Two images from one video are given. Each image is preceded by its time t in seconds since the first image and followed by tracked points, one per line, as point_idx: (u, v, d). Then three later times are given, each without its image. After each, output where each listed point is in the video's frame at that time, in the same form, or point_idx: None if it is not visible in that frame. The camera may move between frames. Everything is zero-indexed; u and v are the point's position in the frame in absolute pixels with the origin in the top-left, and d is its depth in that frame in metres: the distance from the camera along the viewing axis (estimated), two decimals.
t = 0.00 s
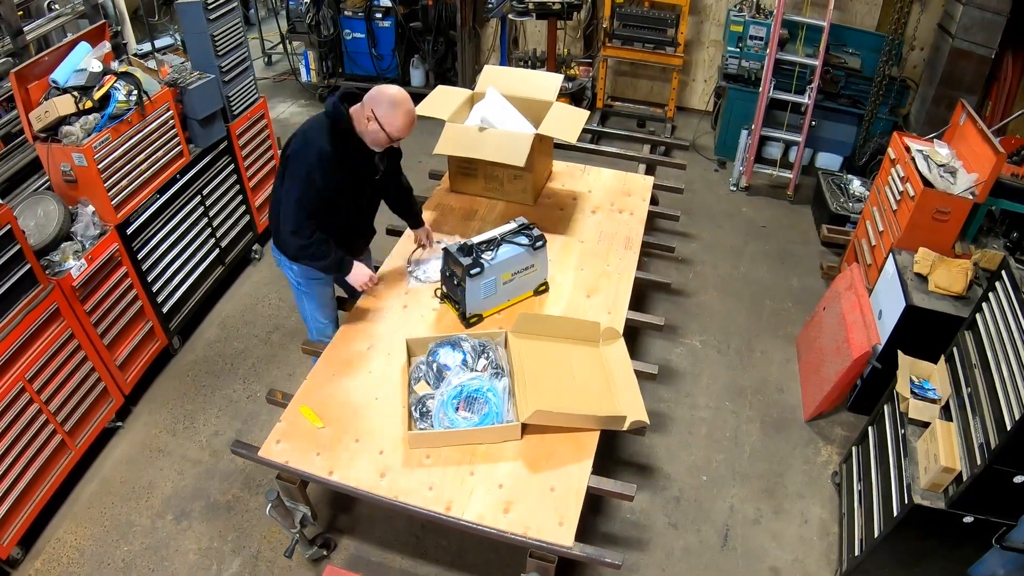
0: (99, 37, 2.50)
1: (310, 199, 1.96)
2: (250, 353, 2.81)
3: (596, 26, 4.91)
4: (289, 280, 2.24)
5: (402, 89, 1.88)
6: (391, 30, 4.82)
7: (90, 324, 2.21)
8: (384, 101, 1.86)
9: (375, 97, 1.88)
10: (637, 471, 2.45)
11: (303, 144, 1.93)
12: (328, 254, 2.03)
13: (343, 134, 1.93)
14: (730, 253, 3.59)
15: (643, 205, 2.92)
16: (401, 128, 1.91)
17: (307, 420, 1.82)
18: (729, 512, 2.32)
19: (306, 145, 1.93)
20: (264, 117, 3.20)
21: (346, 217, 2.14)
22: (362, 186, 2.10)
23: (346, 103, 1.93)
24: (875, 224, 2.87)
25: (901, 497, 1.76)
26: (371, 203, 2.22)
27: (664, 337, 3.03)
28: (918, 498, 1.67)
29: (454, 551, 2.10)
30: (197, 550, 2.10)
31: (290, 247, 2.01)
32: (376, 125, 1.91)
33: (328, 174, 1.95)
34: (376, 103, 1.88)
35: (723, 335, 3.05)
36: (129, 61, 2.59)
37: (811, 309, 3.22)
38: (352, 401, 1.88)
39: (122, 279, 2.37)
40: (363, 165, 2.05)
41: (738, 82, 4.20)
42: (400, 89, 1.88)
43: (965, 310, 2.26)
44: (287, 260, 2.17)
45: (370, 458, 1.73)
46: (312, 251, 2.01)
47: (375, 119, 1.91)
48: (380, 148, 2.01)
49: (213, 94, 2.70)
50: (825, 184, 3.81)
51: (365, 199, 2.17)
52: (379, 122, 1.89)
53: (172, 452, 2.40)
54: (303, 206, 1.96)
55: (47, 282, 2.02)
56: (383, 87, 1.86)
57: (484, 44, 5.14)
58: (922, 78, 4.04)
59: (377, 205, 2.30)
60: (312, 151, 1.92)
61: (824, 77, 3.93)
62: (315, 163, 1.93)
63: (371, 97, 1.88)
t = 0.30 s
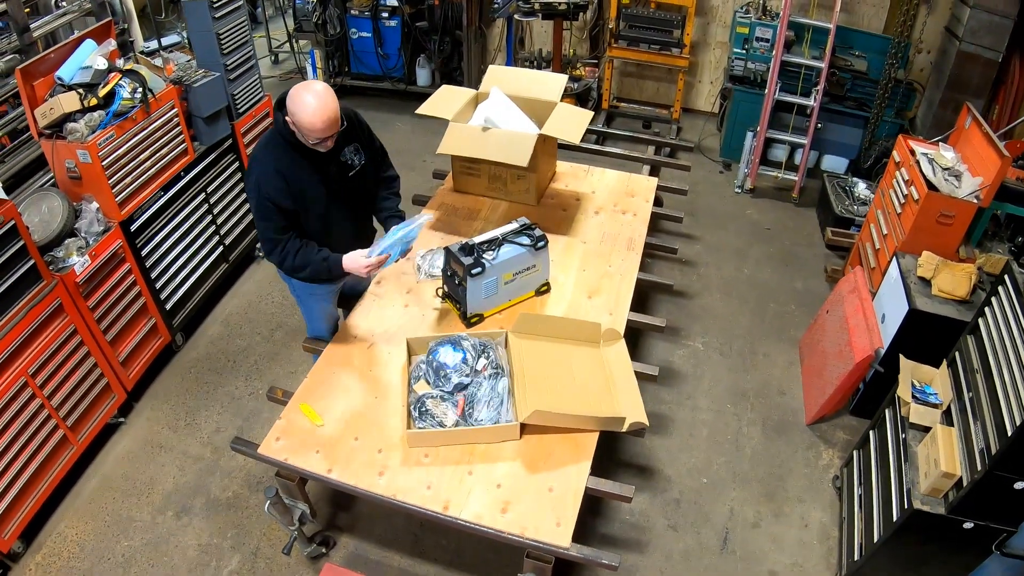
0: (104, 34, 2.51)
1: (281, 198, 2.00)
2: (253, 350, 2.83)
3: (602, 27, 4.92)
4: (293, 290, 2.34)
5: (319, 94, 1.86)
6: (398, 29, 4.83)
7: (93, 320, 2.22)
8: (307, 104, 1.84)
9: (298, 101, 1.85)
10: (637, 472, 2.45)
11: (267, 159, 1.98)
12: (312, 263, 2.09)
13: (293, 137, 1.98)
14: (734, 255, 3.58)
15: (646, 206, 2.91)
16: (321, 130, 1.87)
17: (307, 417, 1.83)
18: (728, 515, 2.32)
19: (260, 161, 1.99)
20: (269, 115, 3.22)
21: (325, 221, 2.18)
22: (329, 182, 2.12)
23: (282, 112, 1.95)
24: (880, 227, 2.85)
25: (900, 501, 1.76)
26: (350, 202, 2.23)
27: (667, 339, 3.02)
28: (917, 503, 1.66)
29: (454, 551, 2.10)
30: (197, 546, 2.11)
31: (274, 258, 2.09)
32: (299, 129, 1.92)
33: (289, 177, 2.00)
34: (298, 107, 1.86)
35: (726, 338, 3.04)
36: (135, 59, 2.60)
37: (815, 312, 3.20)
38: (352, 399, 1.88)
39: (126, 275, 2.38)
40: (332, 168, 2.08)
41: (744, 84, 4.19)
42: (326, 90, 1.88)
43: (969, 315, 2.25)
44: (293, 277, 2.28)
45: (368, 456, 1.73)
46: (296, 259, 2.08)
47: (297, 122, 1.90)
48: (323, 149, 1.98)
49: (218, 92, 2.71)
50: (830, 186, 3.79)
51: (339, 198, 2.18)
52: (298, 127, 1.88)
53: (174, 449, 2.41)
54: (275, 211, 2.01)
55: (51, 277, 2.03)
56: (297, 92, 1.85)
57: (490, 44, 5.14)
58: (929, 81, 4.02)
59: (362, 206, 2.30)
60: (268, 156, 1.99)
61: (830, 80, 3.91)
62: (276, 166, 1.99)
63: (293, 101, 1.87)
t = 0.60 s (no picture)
0: (110, 32, 2.52)
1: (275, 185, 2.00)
2: (256, 347, 2.83)
3: (608, 28, 4.91)
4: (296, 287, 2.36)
5: (314, 84, 1.87)
6: (404, 29, 4.84)
7: (96, 316, 2.23)
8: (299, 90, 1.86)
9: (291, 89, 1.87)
10: (636, 474, 2.44)
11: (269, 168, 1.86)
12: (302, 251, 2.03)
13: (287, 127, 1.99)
14: (738, 257, 3.57)
15: (650, 207, 2.91)
16: (314, 117, 1.88)
17: (307, 415, 1.83)
18: (728, 517, 2.31)
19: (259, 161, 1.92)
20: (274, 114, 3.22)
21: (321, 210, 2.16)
22: (322, 172, 2.12)
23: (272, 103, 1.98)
24: (884, 231, 2.84)
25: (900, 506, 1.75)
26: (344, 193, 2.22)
27: (669, 341, 3.01)
28: (917, 508, 1.66)
29: (452, 550, 2.10)
30: (196, 542, 2.12)
31: (269, 249, 2.06)
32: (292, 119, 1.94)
33: (279, 164, 2.01)
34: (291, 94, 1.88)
35: (728, 340, 3.03)
36: (141, 56, 2.61)
37: (818, 315, 3.19)
38: (352, 398, 1.88)
39: (129, 272, 2.39)
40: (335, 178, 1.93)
41: (750, 86, 4.18)
42: (319, 79, 1.91)
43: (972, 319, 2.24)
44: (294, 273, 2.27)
45: (367, 454, 1.73)
46: (288, 247, 2.02)
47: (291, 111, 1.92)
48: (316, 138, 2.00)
49: (223, 90, 2.72)
50: (836, 189, 3.78)
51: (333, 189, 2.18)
52: (291, 115, 1.90)
53: (175, 445, 2.42)
54: (270, 199, 2.00)
55: (55, 273, 2.04)
56: (294, 80, 1.86)
57: (497, 44, 5.14)
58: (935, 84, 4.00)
59: (353, 198, 2.29)
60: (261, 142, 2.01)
61: (837, 82, 3.89)
62: (269, 153, 2.00)
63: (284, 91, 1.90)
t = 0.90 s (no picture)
0: (115, 30, 2.54)
1: (280, 191, 2.01)
2: (258, 345, 2.84)
3: (614, 28, 4.90)
4: (297, 285, 2.36)
5: (315, 91, 1.87)
6: (410, 28, 4.84)
7: (99, 312, 2.25)
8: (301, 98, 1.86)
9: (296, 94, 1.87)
10: (636, 475, 2.44)
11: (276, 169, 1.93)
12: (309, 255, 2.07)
13: (290, 133, 1.98)
14: (742, 260, 3.56)
15: (653, 208, 2.91)
16: (314, 127, 1.88)
17: (307, 413, 1.84)
18: (727, 520, 2.31)
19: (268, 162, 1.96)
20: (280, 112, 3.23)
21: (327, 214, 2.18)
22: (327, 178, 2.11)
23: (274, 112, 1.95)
24: (888, 234, 2.83)
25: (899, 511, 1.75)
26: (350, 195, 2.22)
27: (671, 343, 3.01)
28: (916, 513, 1.65)
29: (451, 549, 2.11)
30: (196, 538, 2.13)
31: (275, 252, 2.08)
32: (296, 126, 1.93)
33: (283, 171, 2.01)
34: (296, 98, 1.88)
35: (731, 343, 3.02)
36: (147, 54, 2.63)
37: (822, 318, 3.18)
38: (352, 395, 1.89)
39: (133, 268, 2.41)
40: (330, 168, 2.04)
41: (756, 88, 4.17)
42: (319, 91, 1.88)
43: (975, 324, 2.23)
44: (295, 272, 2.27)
45: (366, 452, 1.74)
46: (297, 251, 2.06)
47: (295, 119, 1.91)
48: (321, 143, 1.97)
49: (228, 88, 2.73)
50: (841, 192, 3.76)
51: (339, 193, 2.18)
52: (293, 122, 1.90)
53: (176, 441, 2.43)
54: (275, 205, 2.02)
55: (59, 269, 2.06)
56: (293, 88, 1.86)
57: (503, 44, 5.14)
58: (942, 87, 3.98)
59: (360, 200, 2.28)
60: (268, 147, 2.01)
61: (843, 85, 3.88)
62: (275, 160, 2.00)
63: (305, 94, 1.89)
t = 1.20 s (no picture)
0: (121, 28, 2.56)
1: (287, 202, 2.01)
2: (261, 342, 2.85)
3: (620, 29, 4.88)
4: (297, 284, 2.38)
5: (328, 105, 1.86)
6: (416, 28, 4.85)
7: (103, 308, 2.26)
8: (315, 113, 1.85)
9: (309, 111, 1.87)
10: (636, 477, 2.44)
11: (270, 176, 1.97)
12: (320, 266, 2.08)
13: (297, 144, 1.98)
14: (747, 262, 3.55)
15: (657, 210, 2.90)
16: (332, 144, 1.89)
17: (307, 411, 1.84)
18: (727, 523, 2.30)
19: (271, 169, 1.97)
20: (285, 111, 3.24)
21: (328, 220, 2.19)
22: (330, 189, 2.13)
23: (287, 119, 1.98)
24: (893, 237, 2.81)
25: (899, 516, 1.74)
26: (347, 209, 2.24)
27: (674, 344, 3.00)
28: (915, 518, 1.65)
29: (450, 549, 2.11)
30: (196, 534, 2.14)
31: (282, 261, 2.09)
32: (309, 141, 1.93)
33: (291, 181, 2.00)
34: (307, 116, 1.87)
35: (733, 345, 3.02)
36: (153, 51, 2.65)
37: (825, 322, 3.17)
38: (353, 394, 1.89)
39: (136, 265, 2.42)
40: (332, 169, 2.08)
41: (762, 90, 4.15)
42: (333, 102, 1.87)
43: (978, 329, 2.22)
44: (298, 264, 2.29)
45: (366, 450, 1.74)
46: (302, 260, 2.08)
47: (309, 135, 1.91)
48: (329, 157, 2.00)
49: (232, 86, 2.74)
50: (846, 195, 3.75)
51: (340, 205, 2.21)
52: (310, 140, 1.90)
53: (178, 437, 2.44)
54: (281, 216, 2.01)
55: (62, 265, 2.07)
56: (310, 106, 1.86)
57: (509, 44, 5.14)
58: (949, 90, 3.96)
59: (359, 204, 2.31)
60: (273, 158, 1.99)
61: (849, 88, 3.86)
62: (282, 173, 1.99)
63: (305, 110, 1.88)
